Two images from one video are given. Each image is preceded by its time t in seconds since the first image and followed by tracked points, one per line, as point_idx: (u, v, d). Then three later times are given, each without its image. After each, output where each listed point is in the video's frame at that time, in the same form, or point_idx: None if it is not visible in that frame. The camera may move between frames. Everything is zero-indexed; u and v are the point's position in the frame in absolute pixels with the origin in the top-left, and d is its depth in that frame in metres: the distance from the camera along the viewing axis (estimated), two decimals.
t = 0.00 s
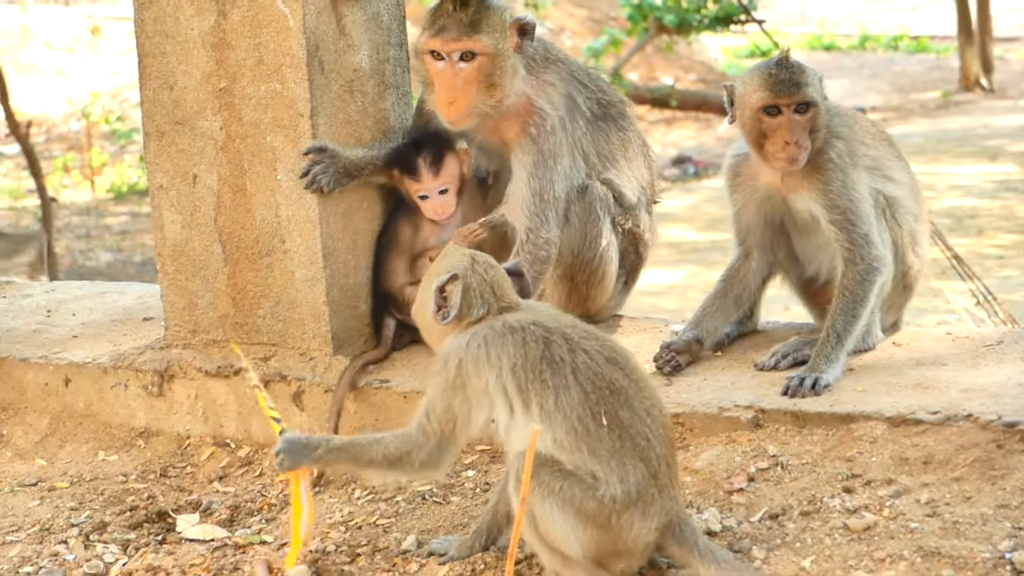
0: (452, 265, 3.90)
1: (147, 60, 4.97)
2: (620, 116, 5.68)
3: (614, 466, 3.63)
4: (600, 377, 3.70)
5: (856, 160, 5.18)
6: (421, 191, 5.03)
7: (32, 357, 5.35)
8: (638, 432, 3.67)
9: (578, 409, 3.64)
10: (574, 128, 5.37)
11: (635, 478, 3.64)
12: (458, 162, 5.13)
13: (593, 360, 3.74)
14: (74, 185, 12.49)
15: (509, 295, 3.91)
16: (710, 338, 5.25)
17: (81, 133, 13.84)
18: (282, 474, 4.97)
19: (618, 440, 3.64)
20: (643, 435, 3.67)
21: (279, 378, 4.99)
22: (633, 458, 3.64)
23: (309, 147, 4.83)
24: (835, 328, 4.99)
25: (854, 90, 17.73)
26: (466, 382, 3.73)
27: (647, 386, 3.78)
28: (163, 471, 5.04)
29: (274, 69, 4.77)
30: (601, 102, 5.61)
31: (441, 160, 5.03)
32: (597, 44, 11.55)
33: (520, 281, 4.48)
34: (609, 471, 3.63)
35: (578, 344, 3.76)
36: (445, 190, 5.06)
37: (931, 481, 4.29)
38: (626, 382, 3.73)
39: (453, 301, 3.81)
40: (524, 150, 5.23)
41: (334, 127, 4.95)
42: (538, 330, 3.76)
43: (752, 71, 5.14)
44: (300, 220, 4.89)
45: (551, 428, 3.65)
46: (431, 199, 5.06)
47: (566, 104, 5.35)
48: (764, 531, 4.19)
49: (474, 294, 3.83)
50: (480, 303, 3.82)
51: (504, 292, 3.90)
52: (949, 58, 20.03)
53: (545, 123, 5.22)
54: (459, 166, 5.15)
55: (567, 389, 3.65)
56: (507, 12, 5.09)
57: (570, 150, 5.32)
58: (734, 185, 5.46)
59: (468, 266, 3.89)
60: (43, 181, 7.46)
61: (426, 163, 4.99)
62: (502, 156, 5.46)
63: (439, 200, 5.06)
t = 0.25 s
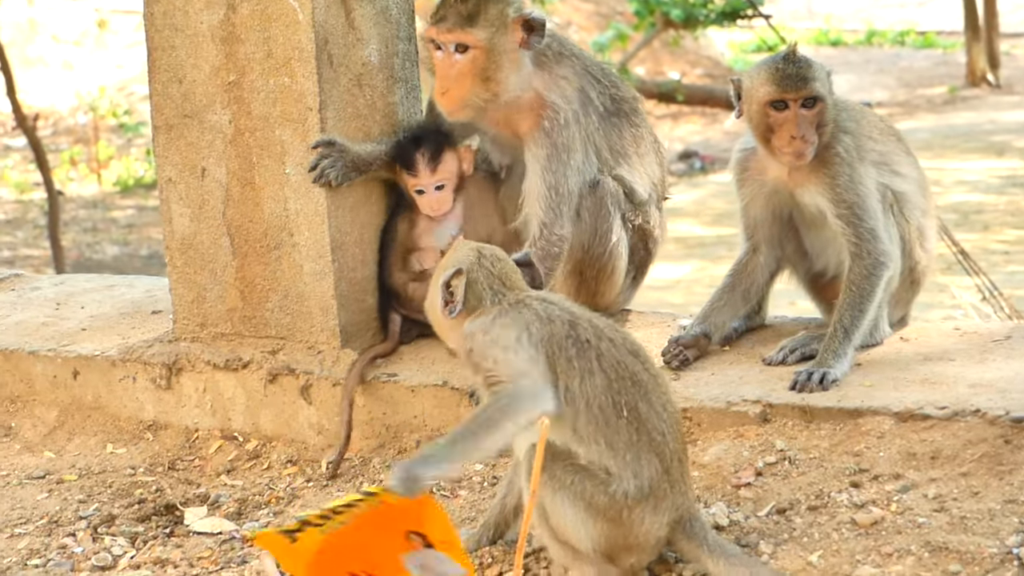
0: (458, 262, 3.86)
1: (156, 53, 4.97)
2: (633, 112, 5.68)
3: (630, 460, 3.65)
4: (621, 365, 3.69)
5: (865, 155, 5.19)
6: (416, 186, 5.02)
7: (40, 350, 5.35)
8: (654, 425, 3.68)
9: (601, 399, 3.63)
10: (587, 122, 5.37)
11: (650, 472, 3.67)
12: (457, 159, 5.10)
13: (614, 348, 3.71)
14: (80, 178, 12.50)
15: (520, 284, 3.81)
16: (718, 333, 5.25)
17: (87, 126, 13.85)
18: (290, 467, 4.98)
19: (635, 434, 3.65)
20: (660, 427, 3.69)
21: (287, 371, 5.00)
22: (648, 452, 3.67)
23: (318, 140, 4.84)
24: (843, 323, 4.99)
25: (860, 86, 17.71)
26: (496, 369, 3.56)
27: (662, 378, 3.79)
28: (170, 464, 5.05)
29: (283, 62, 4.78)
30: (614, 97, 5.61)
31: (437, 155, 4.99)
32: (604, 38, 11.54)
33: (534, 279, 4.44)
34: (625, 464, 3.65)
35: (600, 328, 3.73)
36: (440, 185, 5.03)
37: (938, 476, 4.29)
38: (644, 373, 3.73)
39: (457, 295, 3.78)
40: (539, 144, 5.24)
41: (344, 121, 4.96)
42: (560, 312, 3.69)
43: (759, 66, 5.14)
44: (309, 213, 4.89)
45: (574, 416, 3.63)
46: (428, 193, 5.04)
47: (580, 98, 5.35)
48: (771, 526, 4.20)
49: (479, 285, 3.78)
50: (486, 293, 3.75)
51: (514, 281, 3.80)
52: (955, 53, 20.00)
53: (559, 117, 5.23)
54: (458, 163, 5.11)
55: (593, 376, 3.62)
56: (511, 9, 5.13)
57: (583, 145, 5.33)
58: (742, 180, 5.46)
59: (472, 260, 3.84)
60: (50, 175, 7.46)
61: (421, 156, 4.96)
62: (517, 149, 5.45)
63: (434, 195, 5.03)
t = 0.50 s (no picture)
0: (477, 260, 3.87)
1: (165, 46, 4.97)
2: (644, 107, 5.68)
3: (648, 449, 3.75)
4: (644, 357, 3.83)
5: (872, 148, 5.18)
6: (438, 186, 5.03)
7: (48, 343, 5.36)
8: (671, 417, 3.80)
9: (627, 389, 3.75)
10: (601, 115, 5.36)
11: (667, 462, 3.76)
12: (478, 162, 5.11)
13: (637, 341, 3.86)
14: (86, 171, 12.50)
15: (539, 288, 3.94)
16: (726, 328, 5.25)
17: (93, 120, 13.86)
18: (298, 461, 4.98)
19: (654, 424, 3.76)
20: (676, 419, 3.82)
21: (295, 364, 5.00)
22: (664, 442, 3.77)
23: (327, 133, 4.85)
24: (850, 316, 4.98)
25: (866, 80, 17.69)
26: (535, 370, 3.71)
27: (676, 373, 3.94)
28: (178, 458, 5.06)
29: (291, 56, 4.77)
30: (626, 92, 5.60)
31: (461, 159, 5.00)
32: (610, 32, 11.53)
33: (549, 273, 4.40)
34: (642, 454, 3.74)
35: (623, 322, 3.89)
36: (463, 188, 5.03)
37: (947, 470, 4.29)
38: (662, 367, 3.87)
39: (474, 296, 3.77)
40: (553, 136, 5.23)
41: (352, 114, 4.97)
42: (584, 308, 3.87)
43: (765, 59, 5.13)
44: (317, 207, 4.89)
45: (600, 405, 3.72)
46: (449, 195, 5.03)
47: (594, 90, 5.34)
48: (779, 520, 4.20)
49: (502, 291, 3.85)
50: (512, 301, 3.84)
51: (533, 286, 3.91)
52: (962, 48, 19.97)
53: (573, 109, 5.22)
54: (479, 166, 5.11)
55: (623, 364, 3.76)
56: None
57: (597, 138, 5.32)
58: (750, 174, 5.45)
59: (494, 263, 3.88)
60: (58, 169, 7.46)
61: (444, 158, 4.98)
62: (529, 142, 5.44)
63: (456, 197, 5.02)
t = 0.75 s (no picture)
0: (484, 261, 3.84)
1: (171, 43, 4.97)
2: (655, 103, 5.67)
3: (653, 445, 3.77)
4: (647, 352, 3.84)
5: (879, 143, 5.18)
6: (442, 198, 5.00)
7: (53, 339, 5.36)
8: (675, 412, 3.82)
9: (631, 385, 3.76)
10: (613, 108, 5.33)
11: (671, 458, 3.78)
12: (483, 173, 5.08)
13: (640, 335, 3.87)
14: (90, 168, 12.51)
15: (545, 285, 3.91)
16: (732, 322, 5.26)
17: (97, 117, 13.87)
18: (304, 457, 4.98)
19: (657, 420, 3.78)
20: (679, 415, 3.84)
21: (301, 360, 5.00)
22: (669, 439, 3.79)
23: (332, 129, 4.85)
24: (856, 311, 4.98)
25: (870, 76, 17.68)
26: (537, 370, 3.69)
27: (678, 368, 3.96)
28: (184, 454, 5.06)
29: (296, 52, 4.77)
30: (638, 89, 5.59)
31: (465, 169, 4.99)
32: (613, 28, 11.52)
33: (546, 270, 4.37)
34: (646, 451, 3.76)
35: (626, 319, 3.89)
36: (468, 200, 5.01)
37: (953, 465, 4.29)
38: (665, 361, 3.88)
39: (480, 297, 3.76)
40: (563, 129, 5.21)
41: (357, 110, 4.97)
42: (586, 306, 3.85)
43: (770, 54, 5.14)
44: (322, 202, 4.89)
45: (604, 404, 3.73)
46: (452, 205, 5.01)
47: (604, 84, 5.29)
48: (786, 515, 4.20)
49: (507, 291, 3.84)
50: (517, 302, 3.83)
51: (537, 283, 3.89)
52: (965, 43, 19.95)
53: (583, 103, 5.19)
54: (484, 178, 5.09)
55: (626, 363, 3.76)
56: None
57: (609, 132, 5.30)
58: (756, 169, 5.44)
59: (500, 263, 3.85)
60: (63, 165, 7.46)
61: (450, 170, 4.96)
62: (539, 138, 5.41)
63: (460, 209, 5.00)
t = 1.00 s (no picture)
0: (486, 267, 3.87)
1: (178, 37, 4.97)
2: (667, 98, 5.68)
3: (653, 434, 3.76)
4: (643, 348, 3.87)
5: (887, 139, 5.17)
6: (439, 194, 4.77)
7: (61, 334, 5.37)
8: (673, 401, 3.84)
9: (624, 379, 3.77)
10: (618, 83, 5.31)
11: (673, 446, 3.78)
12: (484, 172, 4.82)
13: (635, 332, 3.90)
14: (96, 164, 12.52)
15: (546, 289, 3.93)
16: (739, 318, 5.26)
17: (103, 114, 13.88)
18: (311, 452, 4.98)
19: (655, 412, 3.79)
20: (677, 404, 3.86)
21: (308, 355, 5.01)
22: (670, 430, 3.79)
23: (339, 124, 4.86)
24: (863, 308, 4.98)
25: (876, 75, 17.67)
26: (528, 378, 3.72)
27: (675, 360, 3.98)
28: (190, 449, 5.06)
29: (303, 47, 4.77)
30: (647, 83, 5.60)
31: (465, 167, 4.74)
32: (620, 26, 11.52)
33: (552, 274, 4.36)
34: (647, 441, 3.76)
35: (617, 318, 3.91)
36: (465, 199, 4.78)
37: (960, 461, 4.29)
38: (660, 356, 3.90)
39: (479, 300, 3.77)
40: (564, 103, 5.21)
41: (364, 105, 4.97)
42: (578, 311, 3.88)
43: (780, 50, 5.15)
44: (330, 197, 4.90)
45: (600, 397, 3.72)
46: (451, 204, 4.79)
47: (608, 59, 5.28)
48: (793, 511, 4.20)
49: (507, 298, 3.86)
50: (515, 309, 3.84)
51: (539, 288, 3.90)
52: (972, 42, 19.93)
53: (589, 72, 5.18)
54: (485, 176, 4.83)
55: (618, 359, 3.78)
56: None
57: (616, 106, 5.28)
58: (763, 164, 5.45)
59: (503, 271, 3.87)
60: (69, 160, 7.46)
61: (449, 168, 4.72)
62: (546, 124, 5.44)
63: (457, 207, 4.78)
